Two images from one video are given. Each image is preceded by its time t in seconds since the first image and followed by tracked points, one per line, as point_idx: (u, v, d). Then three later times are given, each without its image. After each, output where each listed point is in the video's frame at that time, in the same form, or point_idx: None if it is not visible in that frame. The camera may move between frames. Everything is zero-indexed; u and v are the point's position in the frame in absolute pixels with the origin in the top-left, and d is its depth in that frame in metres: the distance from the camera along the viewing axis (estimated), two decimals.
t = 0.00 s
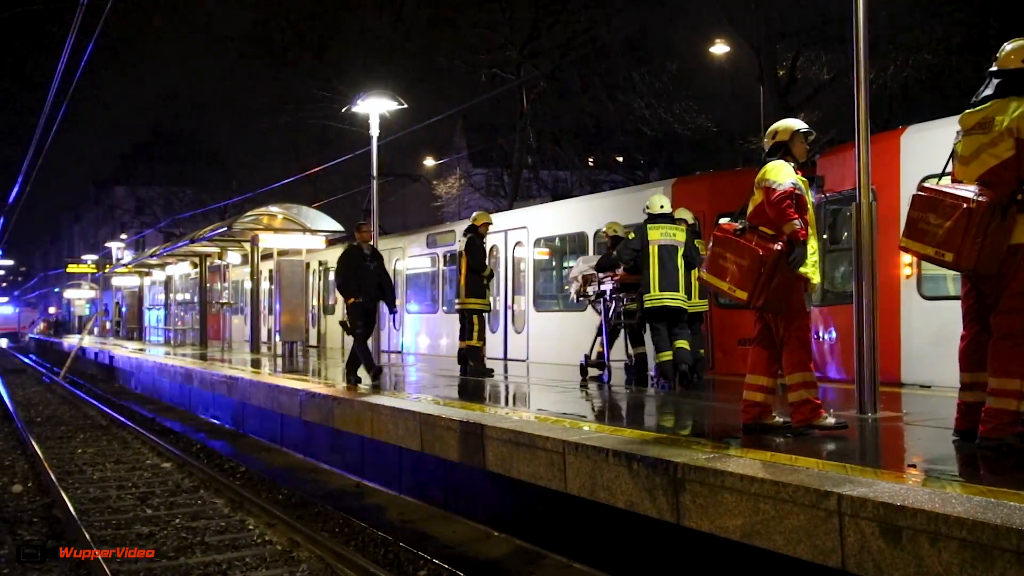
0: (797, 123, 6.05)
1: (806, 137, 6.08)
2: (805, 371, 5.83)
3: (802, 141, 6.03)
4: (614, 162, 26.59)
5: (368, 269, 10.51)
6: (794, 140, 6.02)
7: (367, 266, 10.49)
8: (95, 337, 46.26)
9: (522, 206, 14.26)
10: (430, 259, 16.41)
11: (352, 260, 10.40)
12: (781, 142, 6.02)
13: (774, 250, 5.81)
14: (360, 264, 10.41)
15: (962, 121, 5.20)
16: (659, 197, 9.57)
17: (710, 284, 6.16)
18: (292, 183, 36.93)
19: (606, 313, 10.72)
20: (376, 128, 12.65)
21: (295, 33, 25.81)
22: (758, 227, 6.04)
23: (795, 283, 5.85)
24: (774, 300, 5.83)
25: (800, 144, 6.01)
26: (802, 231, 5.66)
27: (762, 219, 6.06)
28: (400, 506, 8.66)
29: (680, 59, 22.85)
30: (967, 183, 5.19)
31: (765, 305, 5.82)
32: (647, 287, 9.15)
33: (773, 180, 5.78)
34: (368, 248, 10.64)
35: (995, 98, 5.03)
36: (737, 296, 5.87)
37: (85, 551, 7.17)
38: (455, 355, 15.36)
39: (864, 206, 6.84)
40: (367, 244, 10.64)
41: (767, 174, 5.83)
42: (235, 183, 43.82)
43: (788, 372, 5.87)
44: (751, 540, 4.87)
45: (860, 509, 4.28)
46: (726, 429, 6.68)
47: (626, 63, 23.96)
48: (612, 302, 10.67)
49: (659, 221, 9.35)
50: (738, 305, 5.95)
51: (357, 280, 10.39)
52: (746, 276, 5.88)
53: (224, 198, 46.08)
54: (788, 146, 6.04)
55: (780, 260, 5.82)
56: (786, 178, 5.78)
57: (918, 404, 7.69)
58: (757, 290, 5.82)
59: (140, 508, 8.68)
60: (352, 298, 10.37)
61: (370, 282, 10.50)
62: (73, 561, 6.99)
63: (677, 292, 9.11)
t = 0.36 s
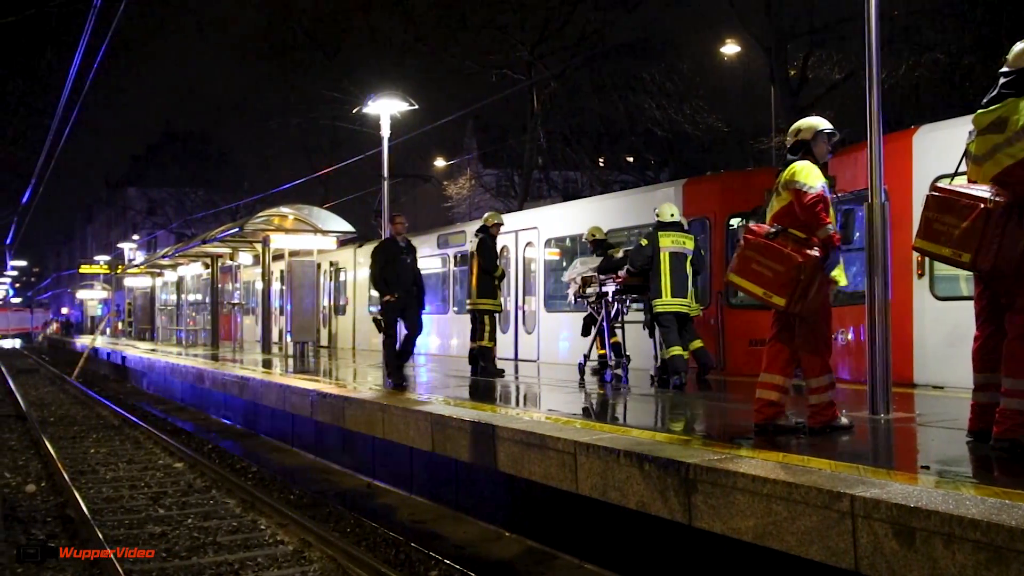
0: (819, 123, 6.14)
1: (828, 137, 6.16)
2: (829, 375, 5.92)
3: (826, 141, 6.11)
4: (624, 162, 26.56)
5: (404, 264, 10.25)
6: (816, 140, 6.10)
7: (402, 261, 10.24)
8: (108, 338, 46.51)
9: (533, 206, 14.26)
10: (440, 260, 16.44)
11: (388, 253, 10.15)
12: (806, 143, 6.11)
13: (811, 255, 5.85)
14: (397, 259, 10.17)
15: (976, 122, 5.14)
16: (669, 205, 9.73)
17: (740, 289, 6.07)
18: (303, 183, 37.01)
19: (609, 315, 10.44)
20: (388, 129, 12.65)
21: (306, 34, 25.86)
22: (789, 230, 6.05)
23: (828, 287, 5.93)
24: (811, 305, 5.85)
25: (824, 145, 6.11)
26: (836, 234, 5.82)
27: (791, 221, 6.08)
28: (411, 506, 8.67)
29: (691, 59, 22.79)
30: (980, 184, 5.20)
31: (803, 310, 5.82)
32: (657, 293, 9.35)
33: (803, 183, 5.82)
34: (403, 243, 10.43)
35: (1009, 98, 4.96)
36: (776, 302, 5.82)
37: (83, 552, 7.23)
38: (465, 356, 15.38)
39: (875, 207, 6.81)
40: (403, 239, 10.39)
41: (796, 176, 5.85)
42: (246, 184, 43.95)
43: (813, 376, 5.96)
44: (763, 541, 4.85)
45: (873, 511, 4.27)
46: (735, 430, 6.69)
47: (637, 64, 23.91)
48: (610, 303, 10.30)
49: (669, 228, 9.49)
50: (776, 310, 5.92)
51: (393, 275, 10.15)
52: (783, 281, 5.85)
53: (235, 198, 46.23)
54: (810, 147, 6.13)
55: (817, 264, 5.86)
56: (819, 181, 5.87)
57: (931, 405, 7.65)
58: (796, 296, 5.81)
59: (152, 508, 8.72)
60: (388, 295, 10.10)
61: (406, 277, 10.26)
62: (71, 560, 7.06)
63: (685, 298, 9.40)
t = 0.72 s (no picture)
0: (848, 118, 6.15)
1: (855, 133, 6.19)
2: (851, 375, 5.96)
3: (854, 137, 6.13)
4: (638, 161, 26.51)
5: (451, 268, 10.11)
6: (845, 135, 6.12)
7: (449, 265, 10.10)
8: (125, 339, 46.87)
9: (547, 205, 14.25)
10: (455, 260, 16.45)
11: (435, 256, 10.02)
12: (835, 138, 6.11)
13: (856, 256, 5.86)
14: (445, 263, 10.04)
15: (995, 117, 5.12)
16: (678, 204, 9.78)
17: (782, 289, 6.01)
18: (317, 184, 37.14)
19: (611, 314, 10.43)
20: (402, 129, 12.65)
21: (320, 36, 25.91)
22: (828, 229, 6.04)
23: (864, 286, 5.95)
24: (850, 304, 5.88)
25: (853, 142, 6.14)
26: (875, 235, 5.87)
27: (826, 220, 6.08)
28: (426, 506, 8.69)
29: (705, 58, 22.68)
30: (999, 180, 5.17)
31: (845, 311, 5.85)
32: (666, 288, 9.36)
33: (843, 182, 5.81)
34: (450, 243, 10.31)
35: None
36: (822, 303, 5.80)
37: (83, 552, 7.28)
38: (480, 356, 15.43)
39: (892, 203, 6.76)
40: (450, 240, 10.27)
41: (835, 174, 5.82)
42: (261, 185, 44.14)
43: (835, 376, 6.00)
44: (781, 541, 4.83)
45: (892, 510, 4.24)
46: (752, 429, 6.64)
47: (651, 63, 23.82)
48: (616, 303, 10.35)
49: (679, 226, 9.52)
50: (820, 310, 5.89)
51: (438, 279, 10.03)
52: (828, 282, 5.83)
53: (250, 199, 46.43)
54: (838, 143, 6.14)
55: (859, 265, 5.88)
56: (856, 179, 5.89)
57: (949, 404, 7.59)
58: (840, 297, 5.81)
59: (170, 508, 8.76)
60: (434, 300, 9.98)
61: (453, 281, 10.15)
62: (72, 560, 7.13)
63: (693, 294, 9.42)
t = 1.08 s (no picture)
0: (865, 119, 6.12)
1: (874, 133, 6.15)
2: (866, 374, 5.92)
3: (871, 138, 6.09)
4: (653, 161, 26.44)
5: (499, 261, 10.35)
6: (862, 135, 6.10)
7: (495, 257, 10.31)
8: (142, 339, 47.16)
9: (562, 205, 14.24)
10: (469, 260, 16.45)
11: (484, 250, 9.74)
12: (851, 140, 6.10)
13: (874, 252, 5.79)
14: (494, 257, 10.28)
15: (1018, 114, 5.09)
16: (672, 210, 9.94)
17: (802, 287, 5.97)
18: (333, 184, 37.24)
19: (613, 314, 10.57)
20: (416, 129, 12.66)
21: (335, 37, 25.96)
22: (846, 228, 6.02)
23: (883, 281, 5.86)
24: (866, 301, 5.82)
25: (870, 143, 6.10)
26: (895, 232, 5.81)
27: (845, 219, 6.07)
28: (441, 506, 8.69)
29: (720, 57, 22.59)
30: (1018, 178, 5.14)
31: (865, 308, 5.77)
32: (662, 293, 9.58)
33: (858, 181, 5.80)
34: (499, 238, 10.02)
35: None
36: (839, 298, 5.76)
37: (82, 552, 7.31)
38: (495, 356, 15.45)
39: (910, 202, 6.70)
40: (498, 235, 10.43)
41: (850, 173, 5.81)
42: (276, 186, 44.31)
43: (851, 375, 5.96)
44: (798, 542, 4.80)
45: (910, 511, 4.21)
46: (770, 430, 6.60)
47: (665, 62, 23.74)
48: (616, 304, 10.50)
49: (671, 232, 9.71)
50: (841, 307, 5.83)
51: (488, 272, 10.25)
52: (846, 278, 5.78)
53: (265, 200, 46.61)
54: (856, 143, 6.11)
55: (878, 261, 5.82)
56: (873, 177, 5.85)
57: (967, 404, 7.53)
58: (859, 293, 5.74)
59: (186, 507, 8.80)
60: (489, 292, 10.18)
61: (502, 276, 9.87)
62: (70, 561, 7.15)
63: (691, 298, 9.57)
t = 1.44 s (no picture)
0: (883, 124, 6.07)
1: (892, 138, 6.07)
2: (882, 372, 5.91)
3: (886, 142, 6.02)
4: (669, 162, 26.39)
5: (558, 256, 10.09)
6: (878, 140, 6.04)
7: (552, 254, 10.06)
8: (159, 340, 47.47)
9: (578, 207, 14.23)
10: (484, 262, 16.48)
11: (542, 246, 9.98)
12: (865, 144, 6.06)
13: (873, 252, 5.81)
14: (552, 252, 10.04)
15: None
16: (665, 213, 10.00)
17: (806, 289, 6.07)
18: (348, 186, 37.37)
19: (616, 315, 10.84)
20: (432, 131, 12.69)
21: (351, 39, 26.04)
22: (853, 229, 6.03)
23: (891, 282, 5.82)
24: (873, 302, 5.81)
25: (885, 147, 6.03)
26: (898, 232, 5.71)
27: (855, 220, 6.08)
28: (457, 507, 8.70)
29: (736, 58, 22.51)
30: None
31: (866, 308, 5.81)
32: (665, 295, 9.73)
33: (865, 182, 5.81)
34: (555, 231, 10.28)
35: None
36: (839, 298, 5.83)
37: (82, 552, 7.32)
38: (510, 357, 15.48)
39: (930, 203, 6.65)
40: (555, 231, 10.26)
41: (858, 175, 5.85)
42: (292, 188, 44.49)
43: (867, 372, 5.96)
44: (817, 545, 4.77)
45: (931, 514, 4.17)
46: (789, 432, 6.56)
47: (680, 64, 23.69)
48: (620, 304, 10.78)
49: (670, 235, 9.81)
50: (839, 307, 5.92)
51: (542, 268, 9.98)
52: (845, 278, 5.85)
53: (282, 201, 46.82)
54: (871, 147, 6.06)
55: (879, 261, 5.82)
56: (879, 180, 5.81)
57: (987, 407, 7.46)
58: (858, 293, 5.79)
59: (203, 507, 8.84)
60: (543, 292, 9.87)
61: (560, 269, 10.13)
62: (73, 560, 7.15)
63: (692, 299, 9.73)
